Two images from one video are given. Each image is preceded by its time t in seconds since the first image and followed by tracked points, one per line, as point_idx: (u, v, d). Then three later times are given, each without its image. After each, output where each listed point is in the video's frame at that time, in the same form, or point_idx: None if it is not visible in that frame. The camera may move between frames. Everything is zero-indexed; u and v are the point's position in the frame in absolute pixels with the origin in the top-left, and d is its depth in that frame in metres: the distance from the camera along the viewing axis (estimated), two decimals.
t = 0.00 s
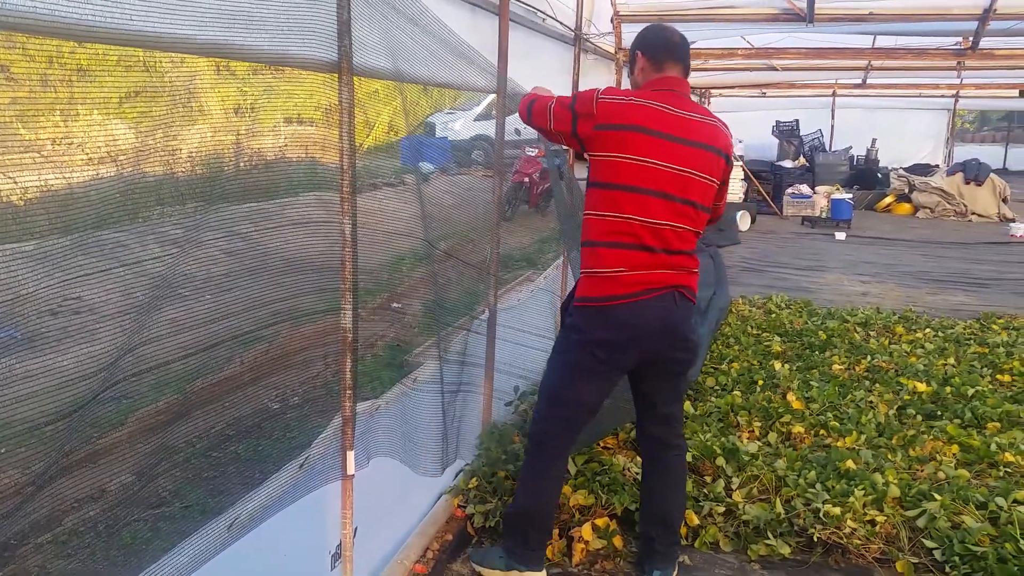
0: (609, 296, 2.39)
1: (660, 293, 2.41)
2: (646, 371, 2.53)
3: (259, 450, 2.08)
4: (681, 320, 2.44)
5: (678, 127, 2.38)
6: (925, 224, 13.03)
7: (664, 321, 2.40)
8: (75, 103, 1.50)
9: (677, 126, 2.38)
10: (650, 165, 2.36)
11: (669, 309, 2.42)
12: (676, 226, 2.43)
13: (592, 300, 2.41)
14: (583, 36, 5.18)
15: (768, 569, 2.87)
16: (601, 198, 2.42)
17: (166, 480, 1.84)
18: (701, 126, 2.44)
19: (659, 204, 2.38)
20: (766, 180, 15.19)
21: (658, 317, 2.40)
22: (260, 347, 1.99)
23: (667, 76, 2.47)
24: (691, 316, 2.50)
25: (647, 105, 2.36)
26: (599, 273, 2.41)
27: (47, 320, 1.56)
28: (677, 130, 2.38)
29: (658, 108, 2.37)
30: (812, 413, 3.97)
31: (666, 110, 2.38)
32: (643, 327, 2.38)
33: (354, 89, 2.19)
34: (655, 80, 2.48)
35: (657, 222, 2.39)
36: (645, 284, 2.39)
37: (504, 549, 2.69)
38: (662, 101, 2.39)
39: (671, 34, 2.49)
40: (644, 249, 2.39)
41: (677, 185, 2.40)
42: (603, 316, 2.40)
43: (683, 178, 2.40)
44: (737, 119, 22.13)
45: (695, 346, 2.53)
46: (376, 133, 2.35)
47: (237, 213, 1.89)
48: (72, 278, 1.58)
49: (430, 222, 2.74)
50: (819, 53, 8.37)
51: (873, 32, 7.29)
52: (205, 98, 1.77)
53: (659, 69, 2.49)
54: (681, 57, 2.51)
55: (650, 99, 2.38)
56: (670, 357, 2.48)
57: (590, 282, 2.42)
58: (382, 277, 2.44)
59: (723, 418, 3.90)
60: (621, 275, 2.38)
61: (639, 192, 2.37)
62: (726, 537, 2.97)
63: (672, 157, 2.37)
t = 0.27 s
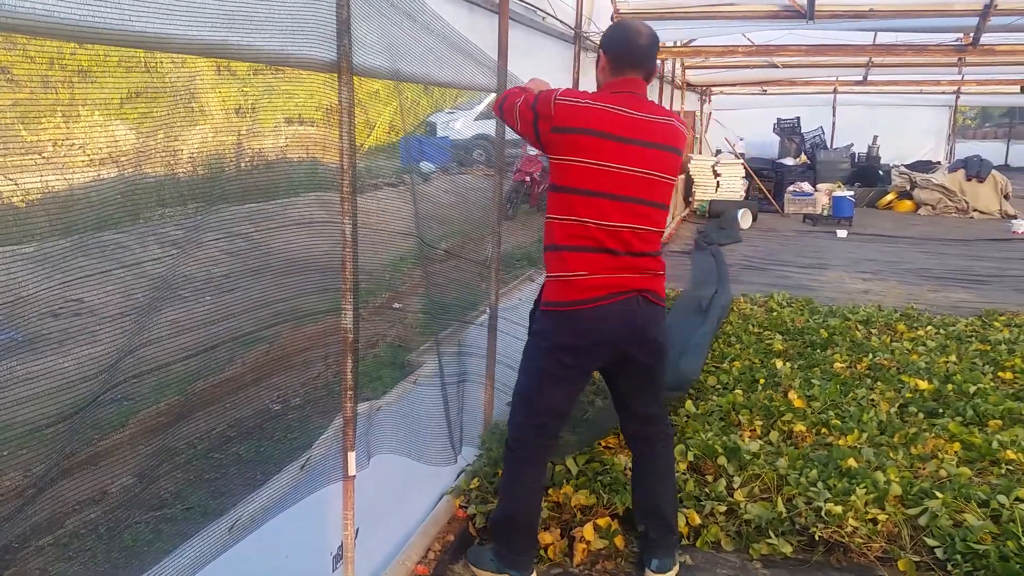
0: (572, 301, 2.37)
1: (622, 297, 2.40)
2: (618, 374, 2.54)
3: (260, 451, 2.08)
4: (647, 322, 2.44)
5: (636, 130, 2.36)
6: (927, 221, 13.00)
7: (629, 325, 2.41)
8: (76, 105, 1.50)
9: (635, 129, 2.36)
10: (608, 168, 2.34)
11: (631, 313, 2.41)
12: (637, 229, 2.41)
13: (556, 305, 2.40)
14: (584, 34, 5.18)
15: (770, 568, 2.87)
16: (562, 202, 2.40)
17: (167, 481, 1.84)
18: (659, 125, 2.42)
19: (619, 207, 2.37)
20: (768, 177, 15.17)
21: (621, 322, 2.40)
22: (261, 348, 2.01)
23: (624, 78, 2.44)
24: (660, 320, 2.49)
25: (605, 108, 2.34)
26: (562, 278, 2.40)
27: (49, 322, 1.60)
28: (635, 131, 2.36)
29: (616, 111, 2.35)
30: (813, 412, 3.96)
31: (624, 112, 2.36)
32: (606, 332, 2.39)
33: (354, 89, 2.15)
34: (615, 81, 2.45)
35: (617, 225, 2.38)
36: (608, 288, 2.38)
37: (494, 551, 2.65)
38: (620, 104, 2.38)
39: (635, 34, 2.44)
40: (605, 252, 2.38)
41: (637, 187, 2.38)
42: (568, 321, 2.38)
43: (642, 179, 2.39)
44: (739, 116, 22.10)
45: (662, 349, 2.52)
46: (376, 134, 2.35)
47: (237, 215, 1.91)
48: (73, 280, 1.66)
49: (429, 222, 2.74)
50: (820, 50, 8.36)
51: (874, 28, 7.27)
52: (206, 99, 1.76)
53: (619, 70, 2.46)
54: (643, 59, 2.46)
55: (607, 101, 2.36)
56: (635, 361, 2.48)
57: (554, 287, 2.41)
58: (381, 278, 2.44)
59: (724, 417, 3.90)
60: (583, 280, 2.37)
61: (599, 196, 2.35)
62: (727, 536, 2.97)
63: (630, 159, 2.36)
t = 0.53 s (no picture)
0: (564, 301, 2.38)
1: (613, 295, 2.41)
2: (609, 373, 2.54)
3: (252, 454, 2.06)
4: (637, 321, 2.45)
5: (622, 129, 2.37)
6: (917, 224, 13.08)
7: (619, 324, 2.42)
8: (67, 107, 1.50)
9: (621, 128, 2.37)
10: (597, 167, 2.35)
11: (620, 311, 2.42)
12: (624, 227, 2.43)
13: (549, 304, 2.41)
14: (575, 38, 5.20)
15: (760, 568, 2.88)
16: (552, 201, 2.40)
17: (159, 484, 1.85)
18: (643, 123, 2.44)
19: (607, 206, 2.38)
20: (759, 180, 15.23)
21: (610, 319, 2.41)
22: (254, 350, 2.00)
23: (604, 80, 2.44)
24: (648, 318, 2.50)
25: (591, 108, 2.34)
26: (553, 278, 2.40)
27: (39, 326, 1.56)
28: (622, 130, 2.37)
29: (602, 110, 2.36)
30: (804, 413, 3.98)
31: (610, 111, 2.37)
32: (595, 330, 2.40)
33: (345, 93, 2.17)
34: (598, 83, 2.45)
35: (605, 223, 2.39)
36: (599, 287, 2.39)
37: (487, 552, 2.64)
38: (605, 103, 2.39)
39: (619, 38, 2.42)
40: (596, 251, 2.39)
41: (624, 186, 2.40)
42: (558, 319, 2.40)
43: (628, 178, 2.41)
44: (730, 119, 22.19)
45: (655, 347, 2.53)
46: (369, 137, 2.36)
47: (230, 217, 1.91)
48: (63, 283, 1.56)
49: (420, 224, 2.75)
50: (810, 53, 8.40)
51: (864, 32, 7.33)
52: (197, 102, 1.77)
53: (601, 72, 2.46)
54: (626, 64, 2.44)
55: (594, 101, 2.36)
56: (625, 358, 2.48)
57: (545, 286, 2.42)
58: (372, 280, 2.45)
59: (716, 418, 3.92)
60: (574, 279, 2.38)
61: (587, 195, 2.36)
62: (718, 537, 2.98)
63: (618, 158, 2.37)
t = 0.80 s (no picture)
0: (582, 300, 2.37)
1: (630, 294, 2.41)
2: (617, 371, 2.54)
3: (251, 455, 2.06)
4: (648, 321, 2.44)
5: (639, 130, 2.38)
6: (917, 222, 13.07)
7: (629, 324, 2.41)
8: (66, 107, 1.49)
9: (638, 129, 2.38)
10: (615, 167, 2.36)
11: (634, 311, 2.42)
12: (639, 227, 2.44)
13: (566, 304, 2.39)
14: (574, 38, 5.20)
15: (761, 569, 2.87)
16: (570, 201, 2.40)
17: (158, 485, 1.81)
18: (656, 125, 2.46)
19: (625, 206, 2.39)
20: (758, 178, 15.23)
21: (623, 319, 2.40)
22: (253, 351, 2.00)
23: (622, 85, 2.44)
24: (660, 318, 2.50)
25: (610, 109, 2.35)
26: (570, 277, 2.39)
27: (38, 326, 1.53)
28: (638, 131, 2.39)
29: (619, 111, 2.38)
30: (804, 413, 3.98)
31: (628, 112, 2.38)
32: (607, 329, 2.39)
33: (343, 92, 2.16)
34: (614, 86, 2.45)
35: (622, 224, 2.39)
36: (615, 286, 2.39)
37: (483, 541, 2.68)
38: (622, 105, 2.40)
39: (639, 45, 2.42)
40: (613, 251, 2.39)
41: (640, 187, 2.41)
42: (568, 319, 2.39)
43: (644, 179, 2.42)
44: (730, 118, 22.17)
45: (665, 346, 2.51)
46: (368, 137, 2.35)
47: (229, 217, 1.91)
48: (61, 284, 1.55)
49: (420, 224, 2.74)
50: (810, 51, 8.39)
51: (864, 31, 7.33)
52: (196, 102, 1.77)
53: (618, 77, 2.46)
54: (643, 71, 2.45)
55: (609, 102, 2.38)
56: (635, 358, 2.48)
57: (562, 286, 2.41)
58: (371, 281, 2.44)
59: (716, 418, 3.91)
60: (591, 278, 2.37)
61: (605, 196, 2.37)
62: (719, 537, 2.97)
63: (634, 158, 2.38)
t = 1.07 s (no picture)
0: (556, 294, 2.39)
1: (605, 289, 2.42)
2: (595, 367, 2.53)
3: (250, 455, 2.05)
4: (625, 316, 2.45)
5: (615, 127, 2.38)
6: (915, 222, 13.08)
7: (606, 319, 2.42)
8: (63, 107, 1.48)
9: (614, 126, 2.38)
10: (590, 164, 2.35)
11: (610, 306, 2.42)
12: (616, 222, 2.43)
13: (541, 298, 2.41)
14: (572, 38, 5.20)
15: (760, 568, 2.86)
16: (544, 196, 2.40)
17: (156, 485, 1.81)
18: (631, 120, 2.45)
19: (599, 202, 2.38)
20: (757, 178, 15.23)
21: (599, 314, 2.41)
22: (250, 351, 2.03)
23: (593, 86, 2.43)
24: (638, 314, 2.49)
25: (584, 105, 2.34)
26: (545, 271, 2.41)
27: (37, 326, 1.56)
28: (613, 127, 2.38)
29: (595, 109, 2.37)
30: (803, 412, 3.98)
31: (601, 108, 2.37)
32: (582, 324, 2.40)
33: (340, 91, 2.14)
34: (587, 86, 2.44)
35: (598, 220, 2.39)
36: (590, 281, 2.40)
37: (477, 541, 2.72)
38: (597, 103, 2.40)
39: (611, 49, 2.39)
40: (588, 247, 2.40)
41: (616, 183, 2.40)
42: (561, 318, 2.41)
43: (619, 174, 2.41)
44: (728, 117, 22.17)
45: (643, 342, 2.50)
46: (365, 136, 2.35)
47: (226, 217, 1.92)
48: (59, 284, 1.56)
49: (417, 224, 2.73)
50: (807, 51, 8.40)
51: (861, 31, 7.34)
52: (194, 101, 1.76)
53: (590, 78, 2.45)
54: (615, 76, 2.43)
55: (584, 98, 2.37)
56: (612, 353, 2.47)
57: (537, 280, 2.42)
58: (369, 280, 2.43)
59: (715, 417, 3.92)
60: (565, 273, 2.38)
61: (581, 193, 2.36)
62: (718, 536, 2.97)
63: (608, 155, 2.37)
